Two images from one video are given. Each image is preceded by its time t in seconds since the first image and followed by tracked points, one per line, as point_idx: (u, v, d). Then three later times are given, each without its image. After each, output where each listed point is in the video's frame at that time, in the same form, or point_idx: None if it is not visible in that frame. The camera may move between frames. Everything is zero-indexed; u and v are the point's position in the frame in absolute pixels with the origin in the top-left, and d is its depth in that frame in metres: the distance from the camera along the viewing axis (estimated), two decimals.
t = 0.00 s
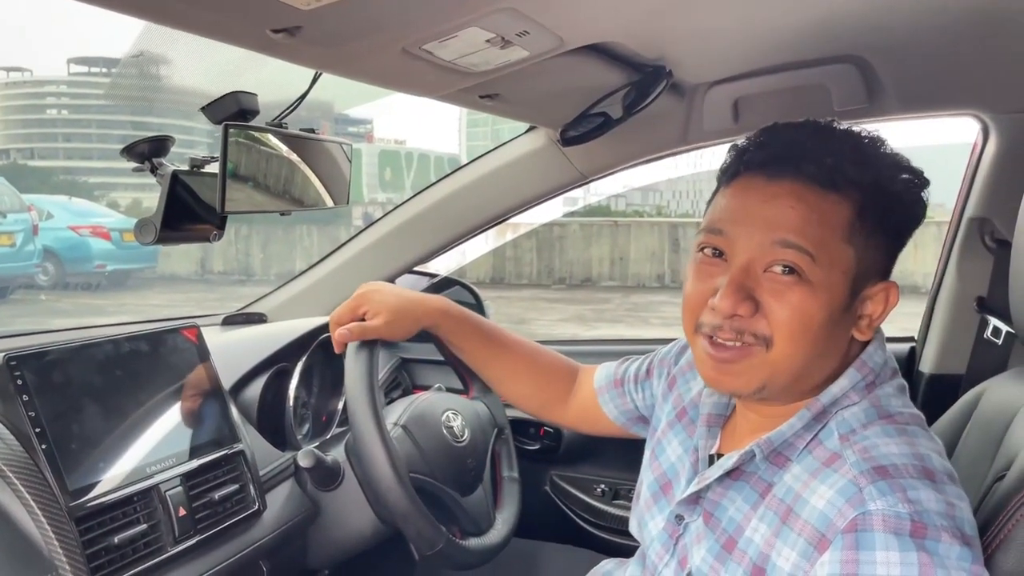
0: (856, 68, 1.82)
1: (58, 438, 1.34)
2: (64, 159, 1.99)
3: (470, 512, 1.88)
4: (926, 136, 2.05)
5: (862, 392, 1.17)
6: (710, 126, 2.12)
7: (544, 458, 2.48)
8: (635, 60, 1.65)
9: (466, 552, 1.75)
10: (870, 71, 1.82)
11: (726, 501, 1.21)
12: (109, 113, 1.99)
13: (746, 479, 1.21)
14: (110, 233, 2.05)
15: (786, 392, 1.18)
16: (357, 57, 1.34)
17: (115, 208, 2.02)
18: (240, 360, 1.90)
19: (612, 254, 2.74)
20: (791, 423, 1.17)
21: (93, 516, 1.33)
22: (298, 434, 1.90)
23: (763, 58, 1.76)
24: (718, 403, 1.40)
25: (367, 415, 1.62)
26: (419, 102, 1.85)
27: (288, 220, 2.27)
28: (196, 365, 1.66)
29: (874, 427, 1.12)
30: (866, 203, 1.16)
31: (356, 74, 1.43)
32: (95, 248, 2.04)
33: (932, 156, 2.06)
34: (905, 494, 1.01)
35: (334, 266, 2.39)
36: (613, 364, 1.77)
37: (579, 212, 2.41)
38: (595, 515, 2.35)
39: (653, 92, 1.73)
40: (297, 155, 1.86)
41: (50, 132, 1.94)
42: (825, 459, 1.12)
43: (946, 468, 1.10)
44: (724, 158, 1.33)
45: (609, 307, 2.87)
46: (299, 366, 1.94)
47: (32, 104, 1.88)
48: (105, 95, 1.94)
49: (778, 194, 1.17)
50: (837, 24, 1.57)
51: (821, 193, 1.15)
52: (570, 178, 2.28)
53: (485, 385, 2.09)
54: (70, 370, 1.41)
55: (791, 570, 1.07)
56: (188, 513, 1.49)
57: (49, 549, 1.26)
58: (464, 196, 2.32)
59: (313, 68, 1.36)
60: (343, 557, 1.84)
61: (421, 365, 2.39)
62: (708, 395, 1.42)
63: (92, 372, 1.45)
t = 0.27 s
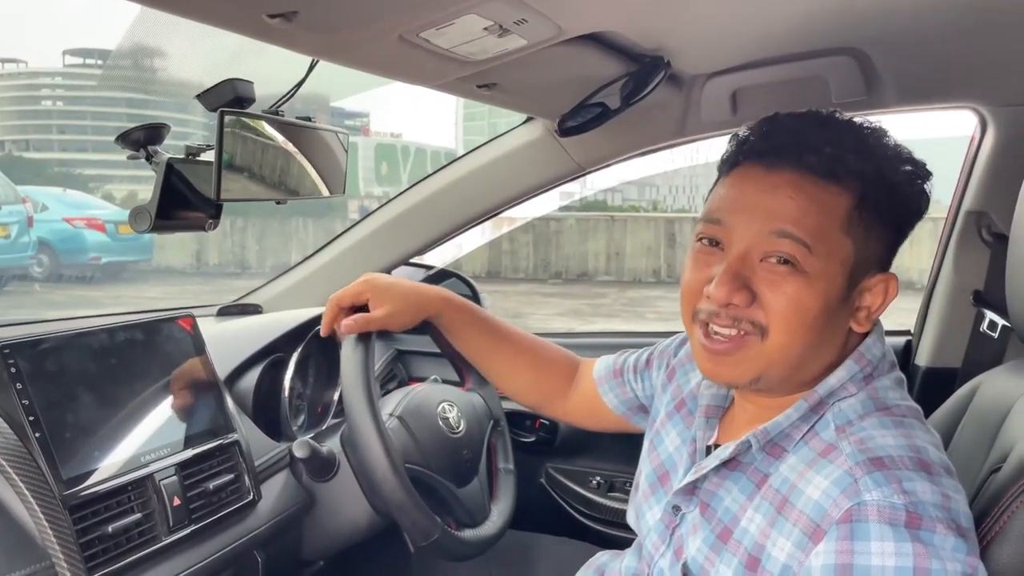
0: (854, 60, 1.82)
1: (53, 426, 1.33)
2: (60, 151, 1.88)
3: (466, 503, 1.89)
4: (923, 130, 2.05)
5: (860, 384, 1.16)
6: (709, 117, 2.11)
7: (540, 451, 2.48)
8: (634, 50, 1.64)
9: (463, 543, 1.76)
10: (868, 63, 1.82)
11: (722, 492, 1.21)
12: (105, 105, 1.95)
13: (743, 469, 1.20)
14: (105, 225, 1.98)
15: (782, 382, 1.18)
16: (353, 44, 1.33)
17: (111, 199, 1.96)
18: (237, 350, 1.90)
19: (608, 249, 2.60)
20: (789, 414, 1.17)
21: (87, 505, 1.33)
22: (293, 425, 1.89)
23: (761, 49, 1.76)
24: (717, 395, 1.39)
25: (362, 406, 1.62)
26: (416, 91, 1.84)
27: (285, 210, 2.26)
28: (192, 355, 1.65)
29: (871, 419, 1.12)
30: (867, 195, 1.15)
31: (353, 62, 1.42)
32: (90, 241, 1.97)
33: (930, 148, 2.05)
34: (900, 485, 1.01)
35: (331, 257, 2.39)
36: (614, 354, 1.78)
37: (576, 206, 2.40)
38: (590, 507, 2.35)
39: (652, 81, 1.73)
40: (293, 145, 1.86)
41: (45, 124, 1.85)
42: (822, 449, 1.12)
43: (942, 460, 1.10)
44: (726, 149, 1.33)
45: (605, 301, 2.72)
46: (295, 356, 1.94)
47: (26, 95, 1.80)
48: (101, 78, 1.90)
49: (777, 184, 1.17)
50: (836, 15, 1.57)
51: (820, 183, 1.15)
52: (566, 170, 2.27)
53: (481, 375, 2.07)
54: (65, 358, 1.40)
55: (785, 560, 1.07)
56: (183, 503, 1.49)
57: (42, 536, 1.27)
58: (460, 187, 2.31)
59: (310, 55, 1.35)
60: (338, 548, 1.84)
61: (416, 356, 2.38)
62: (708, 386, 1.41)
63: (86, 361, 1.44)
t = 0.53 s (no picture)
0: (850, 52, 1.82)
1: (44, 414, 1.33)
2: (53, 141, 1.92)
3: (461, 495, 1.88)
4: (915, 123, 2.06)
5: (858, 377, 1.15)
6: (704, 109, 2.11)
7: (533, 442, 2.48)
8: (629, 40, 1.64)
9: (457, 534, 1.76)
10: (864, 55, 1.82)
11: (717, 481, 1.21)
12: (98, 93, 1.98)
13: (739, 459, 1.20)
14: (99, 216, 1.96)
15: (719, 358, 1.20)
16: (347, 31, 1.32)
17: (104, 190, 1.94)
18: (230, 338, 1.89)
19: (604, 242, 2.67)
20: (785, 406, 1.16)
21: (77, 493, 1.32)
22: (286, 415, 1.89)
23: (757, 40, 1.75)
24: (726, 384, 1.37)
25: (355, 401, 1.63)
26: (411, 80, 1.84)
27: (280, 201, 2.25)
28: (183, 343, 1.64)
29: (869, 411, 1.12)
30: (765, 160, 1.16)
31: (347, 48, 1.41)
32: (85, 231, 1.96)
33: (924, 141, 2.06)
34: (896, 477, 1.01)
35: (325, 246, 2.39)
36: (623, 327, 1.69)
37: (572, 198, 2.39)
38: (584, 498, 2.35)
39: (648, 72, 1.71)
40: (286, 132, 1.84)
41: (39, 113, 1.88)
42: (818, 440, 1.12)
43: (939, 455, 1.10)
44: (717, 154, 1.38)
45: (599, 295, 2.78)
46: (289, 346, 1.93)
47: (22, 85, 1.86)
48: (93, 65, 1.93)
49: (693, 167, 1.25)
50: (832, 6, 1.56)
51: (720, 157, 1.21)
52: (561, 161, 2.25)
53: (474, 366, 2.09)
54: (56, 345, 1.39)
55: (779, 549, 1.07)
56: (175, 491, 1.49)
57: (33, 524, 1.25)
58: (455, 176, 2.30)
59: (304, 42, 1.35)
60: (331, 537, 1.83)
61: (409, 347, 2.40)
62: (718, 374, 1.39)
63: (77, 349, 1.43)
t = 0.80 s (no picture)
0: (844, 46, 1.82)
1: (34, 406, 1.32)
2: (47, 130, 1.86)
3: (452, 487, 1.87)
4: (909, 119, 2.07)
5: (852, 375, 1.15)
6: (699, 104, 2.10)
7: (526, 435, 2.48)
8: (624, 33, 1.63)
9: (449, 526, 1.76)
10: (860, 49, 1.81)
11: (710, 476, 1.22)
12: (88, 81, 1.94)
13: (731, 455, 1.21)
14: (93, 205, 1.97)
15: (699, 360, 1.22)
16: (340, 24, 1.31)
17: (99, 179, 1.94)
18: (222, 331, 1.89)
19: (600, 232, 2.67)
20: (778, 402, 1.16)
21: (68, 486, 1.32)
22: (278, 407, 1.89)
23: (753, 34, 1.75)
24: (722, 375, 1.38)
25: (348, 390, 1.63)
26: (405, 73, 1.83)
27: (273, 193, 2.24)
28: (175, 336, 1.64)
29: (861, 408, 1.12)
30: (720, 163, 1.17)
31: (340, 41, 1.41)
32: (78, 220, 1.92)
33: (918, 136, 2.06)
34: (886, 474, 1.02)
35: (320, 238, 2.39)
36: (636, 297, 1.67)
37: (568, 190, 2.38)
38: (576, 491, 2.36)
39: (643, 66, 1.71)
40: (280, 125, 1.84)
41: (34, 101, 1.84)
42: (810, 436, 1.12)
43: (932, 452, 1.11)
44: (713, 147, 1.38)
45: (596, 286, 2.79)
46: (281, 338, 1.93)
47: (15, 74, 1.81)
48: (86, 53, 1.91)
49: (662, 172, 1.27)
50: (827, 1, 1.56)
51: (681, 161, 1.22)
52: (556, 154, 2.25)
53: (468, 359, 2.09)
54: (47, 337, 1.39)
55: (768, 544, 1.08)
56: (166, 484, 1.49)
57: (23, 517, 1.25)
58: (450, 169, 2.30)
59: (298, 34, 1.34)
60: (324, 530, 1.84)
61: (402, 340, 2.40)
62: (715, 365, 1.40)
63: (68, 341, 1.43)
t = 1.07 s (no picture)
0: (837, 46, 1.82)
1: (29, 405, 1.33)
2: (41, 119, 1.97)
3: (445, 484, 1.89)
4: (902, 119, 2.08)
5: (840, 378, 1.16)
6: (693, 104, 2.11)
7: (519, 432, 2.49)
8: (619, 35, 1.63)
9: (443, 524, 1.77)
10: (853, 50, 1.82)
11: (701, 479, 1.23)
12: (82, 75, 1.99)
13: (720, 458, 1.22)
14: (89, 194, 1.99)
15: (688, 364, 1.23)
16: (335, 26, 1.31)
17: (94, 169, 1.98)
18: (216, 329, 1.89)
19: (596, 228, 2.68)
20: (766, 406, 1.17)
21: (63, 484, 1.32)
22: (273, 404, 1.89)
23: (747, 35, 1.76)
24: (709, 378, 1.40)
25: (342, 388, 1.64)
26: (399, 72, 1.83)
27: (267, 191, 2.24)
28: (170, 334, 1.65)
29: (850, 411, 1.13)
30: (711, 171, 1.17)
31: (335, 43, 1.41)
32: (73, 209, 1.99)
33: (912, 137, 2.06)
34: (874, 477, 1.03)
35: (315, 234, 2.38)
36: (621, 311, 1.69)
37: (564, 182, 2.37)
38: (569, 488, 2.37)
39: (638, 66, 1.71)
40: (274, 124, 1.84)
41: (27, 90, 1.93)
42: (799, 439, 1.14)
43: (918, 454, 1.12)
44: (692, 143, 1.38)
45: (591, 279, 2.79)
46: (275, 336, 1.94)
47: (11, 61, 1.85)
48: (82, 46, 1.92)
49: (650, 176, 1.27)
50: (821, 3, 1.57)
51: (672, 167, 1.22)
52: (551, 153, 2.25)
53: (462, 356, 2.10)
54: (42, 337, 1.39)
55: (758, 546, 1.09)
56: (161, 482, 1.49)
57: (18, 516, 1.25)
58: (444, 167, 2.30)
59: (293, 36, 1.34)
60: (318, 526, 1.85)
61: (397, 336, 2.40)
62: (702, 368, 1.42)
63: (63, 340, 1.43)
